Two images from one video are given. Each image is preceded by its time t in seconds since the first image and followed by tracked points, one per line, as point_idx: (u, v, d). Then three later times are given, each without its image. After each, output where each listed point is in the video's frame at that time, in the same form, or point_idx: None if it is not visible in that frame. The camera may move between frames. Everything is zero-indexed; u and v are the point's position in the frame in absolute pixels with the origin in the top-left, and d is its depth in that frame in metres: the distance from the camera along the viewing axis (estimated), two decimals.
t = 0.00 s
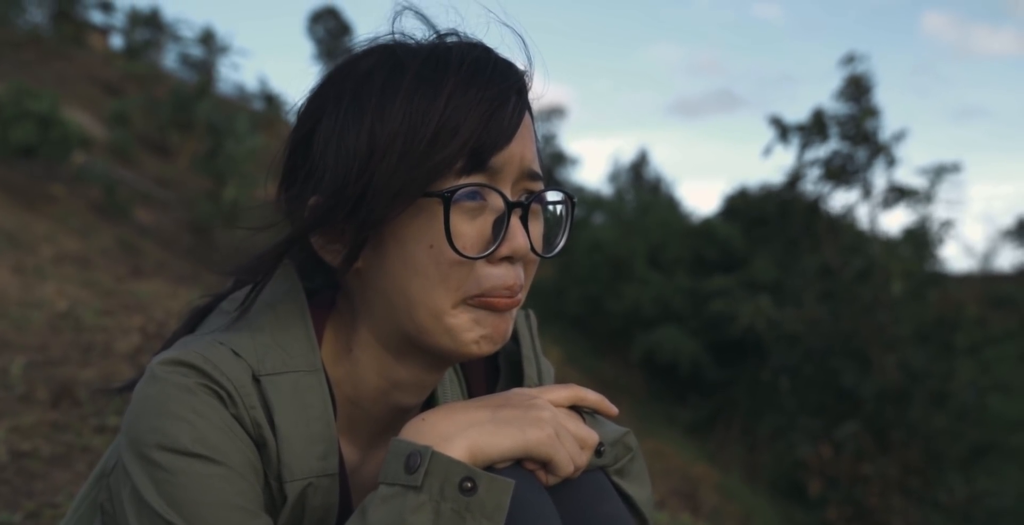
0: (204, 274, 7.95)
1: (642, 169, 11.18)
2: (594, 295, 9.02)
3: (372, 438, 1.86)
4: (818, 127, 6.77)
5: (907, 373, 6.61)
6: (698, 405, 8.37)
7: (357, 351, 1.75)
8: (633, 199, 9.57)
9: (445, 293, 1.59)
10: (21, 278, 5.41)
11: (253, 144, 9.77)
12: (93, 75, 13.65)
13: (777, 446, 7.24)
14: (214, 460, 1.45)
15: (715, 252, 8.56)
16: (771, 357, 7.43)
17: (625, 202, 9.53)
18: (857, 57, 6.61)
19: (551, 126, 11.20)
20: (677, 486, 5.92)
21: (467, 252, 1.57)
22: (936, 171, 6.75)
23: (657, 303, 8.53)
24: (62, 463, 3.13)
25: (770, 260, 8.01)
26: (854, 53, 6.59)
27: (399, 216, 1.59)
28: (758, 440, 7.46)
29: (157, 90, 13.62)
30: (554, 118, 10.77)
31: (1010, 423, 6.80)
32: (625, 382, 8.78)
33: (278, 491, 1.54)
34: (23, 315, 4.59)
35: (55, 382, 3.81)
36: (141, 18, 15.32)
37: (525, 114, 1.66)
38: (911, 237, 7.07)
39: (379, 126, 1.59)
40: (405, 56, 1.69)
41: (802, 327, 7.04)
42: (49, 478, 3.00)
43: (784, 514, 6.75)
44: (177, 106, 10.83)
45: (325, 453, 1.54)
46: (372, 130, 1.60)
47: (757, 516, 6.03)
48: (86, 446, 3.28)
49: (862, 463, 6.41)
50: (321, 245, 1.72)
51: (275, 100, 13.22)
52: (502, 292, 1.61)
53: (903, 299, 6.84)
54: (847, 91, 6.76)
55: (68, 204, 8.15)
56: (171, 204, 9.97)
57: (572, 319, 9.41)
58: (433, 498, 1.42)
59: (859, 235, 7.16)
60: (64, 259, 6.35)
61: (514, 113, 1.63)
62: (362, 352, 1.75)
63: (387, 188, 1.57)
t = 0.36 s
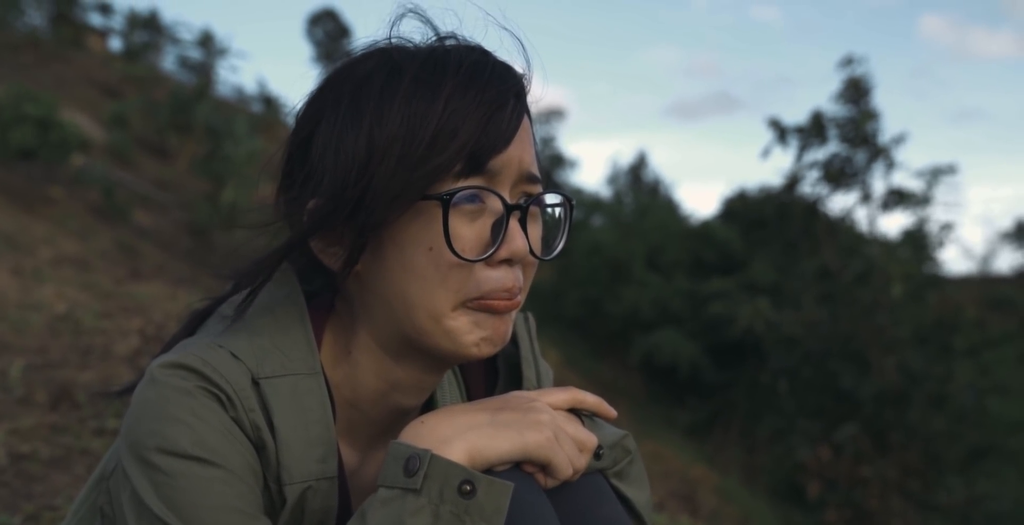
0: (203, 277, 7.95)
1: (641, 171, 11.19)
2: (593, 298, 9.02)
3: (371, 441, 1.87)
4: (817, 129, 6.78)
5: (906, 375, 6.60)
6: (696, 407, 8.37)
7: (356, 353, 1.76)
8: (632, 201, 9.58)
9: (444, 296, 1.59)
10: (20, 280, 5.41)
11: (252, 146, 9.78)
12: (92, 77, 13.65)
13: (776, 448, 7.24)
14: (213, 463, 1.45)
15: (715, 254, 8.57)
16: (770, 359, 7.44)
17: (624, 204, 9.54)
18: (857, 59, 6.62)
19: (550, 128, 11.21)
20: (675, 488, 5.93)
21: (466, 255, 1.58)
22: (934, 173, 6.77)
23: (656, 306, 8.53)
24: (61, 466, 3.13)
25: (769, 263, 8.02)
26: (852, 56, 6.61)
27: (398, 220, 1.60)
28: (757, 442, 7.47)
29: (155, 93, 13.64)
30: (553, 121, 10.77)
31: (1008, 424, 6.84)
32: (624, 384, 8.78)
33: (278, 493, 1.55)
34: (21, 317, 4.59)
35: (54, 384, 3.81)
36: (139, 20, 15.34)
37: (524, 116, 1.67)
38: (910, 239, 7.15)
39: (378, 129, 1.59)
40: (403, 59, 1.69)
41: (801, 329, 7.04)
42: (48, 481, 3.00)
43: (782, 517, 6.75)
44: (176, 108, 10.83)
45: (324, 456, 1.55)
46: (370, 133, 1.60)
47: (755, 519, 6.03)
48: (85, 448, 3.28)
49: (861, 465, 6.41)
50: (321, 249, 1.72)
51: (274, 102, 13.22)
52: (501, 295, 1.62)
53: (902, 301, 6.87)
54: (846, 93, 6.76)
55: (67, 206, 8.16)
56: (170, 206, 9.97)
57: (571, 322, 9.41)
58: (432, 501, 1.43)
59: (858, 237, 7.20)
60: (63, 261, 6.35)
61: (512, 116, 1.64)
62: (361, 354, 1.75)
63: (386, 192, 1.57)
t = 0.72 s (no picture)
0: (202, 279, 7.95)
1: (641, 172, 11.20)
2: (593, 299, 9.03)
3: (371, 443, 1.87)
4: (816, 130, 6.79)
5: (906, 376, 6.60)
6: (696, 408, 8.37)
7: (356, 356, 1.76)
8: (631, 202, 9.59)
9: (445, 297, 1.59)
10: (20, 283, 5.41)
11: (252, 148, 9.78)
12: (91, 79, 13.66)
13: (775, 449, 7.24)
14: (213, 465, 1.45)
15: (714, 255, 8.58)
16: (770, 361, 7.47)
17: (624, 205, 9.54)
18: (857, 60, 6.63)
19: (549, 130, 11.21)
20: (675, 489, 5.93)
21: (465, 257, 1.58)
22: (933, 174, 6.78)
23: (655, 307, 8.54)
24: (60, 469, 3.13)
25: (769, 264, 8.02)
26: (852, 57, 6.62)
27: (397, 222, 1.60)
28: (757, 443, 7.48)
29: (155, 95, 13.65)
30: (553, 122, 10.79)
31: (1008, 425, 6.84)
32: (624, 385, 8.79)
33: (278, 495, 1.55)
34: (21, 320, 4.60)
35: (53, 387, 3.81)
36: (138, 22, 15.35)
37: (524, 119, 1.67)
38: (909, 240, 7.11)
39: (378, 131, 1.60)
40: (403, 61, 1.69)
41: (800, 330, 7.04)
42: (48, 483, 3.00)
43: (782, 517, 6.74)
44: (175, 110, 10.82)
45: (324, 458, 1.55)
46: (370, 136, 1.60)
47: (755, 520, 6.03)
48: (85, 451, 3.29)
49: (861, 465, 6.42)
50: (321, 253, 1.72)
51: (273, 104, 13.22)
52: (500, 297, 1.62)
53: (902, 302, 6.87)
54: (846, 94, 6.77)
55: (66, 209, 8.16)
56: (169, 208, 9.97)
57: (571, 323, 9.42)
58: (432, 503, 1.43)
59: (857, 239, 7.19)
60: (63, 263, 6.36)
61: (512, 118, 1.64)
62: (361, 356, 1.75)
63: (385, 194, 1.57)
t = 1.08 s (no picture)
0: (198, 276, 7.94)
1: (637, 169, 11.21)
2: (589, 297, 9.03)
3: (366, 440, 1.87)
4: (813, 128, 6.79)
5: (901, 374, 6.60)
6: (692, 406, 8.39)
7: (351, 353, 1.76)
8: (628, 200, 9.60)
9: (440, 295, 1.60)
10: (15, 280, 5.40)
11: (248, 146, 9.78)
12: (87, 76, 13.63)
13: (771, 446, 7.25)
14: (208, 463, 1.46)
15: (711, 253, 8.59)
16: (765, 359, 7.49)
17: (620, 203, 9.56)
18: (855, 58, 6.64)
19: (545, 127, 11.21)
20: (671, 486, 5.94)
21: (460, 254, 1.58)
22: (929, 172, 6.79)
23: (651, 305, 8.56)
24: (57, 466, 3.13)
25: (765, 262, 8.03)
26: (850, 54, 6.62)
27: (392, 219, 1.60)
28: (753, 440, 7.49)
29: (150, 92, 13.63)
30: (549, 120, 10.79)
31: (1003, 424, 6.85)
32: (621, 383, 8.80)
33: (273, 492, 1.55)
34: (17, 317, 4.59)
35: (49, 384, 3.81)
36: (134, 19, 15.32)
37: (519, 116, 1.68)
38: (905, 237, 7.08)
39: (373, 128, 1.60)
40: (398, 59, 1.69)
41: (796, 328, 7.05)
42: (44, 481, 3.00)
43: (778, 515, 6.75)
44: (171, 107, 10.80)
45: (319, 455, 1.55)
46: (365, 133, 1.60)
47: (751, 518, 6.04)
48: (81, 448, 3.28)
49: (856, 463, 6.43)
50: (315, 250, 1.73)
51: (270, 101, 13.20)
52: (495, 294, 1.62)
53: (897, 300, 6.89)
54: (844, 92, 6.77)
55: (62, 206, 8.14)
56: (165, 205, 9.96)
57: (567, 321, 9.43)
58: (427, 499, 1.43)
59: (852, 236, 7.20)
60: (58, 260, 6.35)
61: (507, 116, 1.64)
62: (356, 354, 1.75)
63: (380, 191, 1.57)
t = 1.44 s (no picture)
0: (198, 275, 7.95)
1: (637, 169, 11.21)
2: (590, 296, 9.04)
3: (369, 439, 1.87)
4: (813, 127, 6.79)
5: (902, 374, 6.61)
6: (693, 405, 8.39)
7: (353, 353, 1.76)
8: (628, 200, 9.60)
9: (443, 294, 1.60)
10: (16, 280, 5.40)
11: (248, 145, 9.78)
12: (87, 75, 13.63)
13: (772, 445, 7.25)
14: (211, 462, 1.45)
15: (711, 252, 8.59)
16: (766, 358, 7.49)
17: (620, 202, 9.57)
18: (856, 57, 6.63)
19: (545, 127, 11.21)
20: (672, 485, 5.94)
21: (463, 253, 1.58)
22: (929, 171, 6.79)
23: (651, 305, 8.57)
24: (58, 465, 3.13)
25: (765, 261, 8.03)
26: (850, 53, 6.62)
27: (394, 218, 1.60)
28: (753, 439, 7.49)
29: (151, 91, 13.63)
30: (549, 119, 10.79)
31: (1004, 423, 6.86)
32: (621, 383, 8.80)
33: (275, 492, 1.55)
34: (18, 317, 4.59)
35: (50, 383, 3.81)
36: (135, 19, 15.32)
37: (521, 115, 1.67)
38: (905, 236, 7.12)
39: (375, 128, 1.60)
40: (400, 58, 1.69)
41: (796, 327, 7.06)
42: (45, 480, 3.00)
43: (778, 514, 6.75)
44: (172, 106, 10.79)
45: (321, 455, 1.55)
46: (368, 132, 1.60)
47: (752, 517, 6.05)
48: (82, 447, 3.28)
49: (857, 462, 6.43)
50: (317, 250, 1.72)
51: (270, 101, 13.20)
52: (497, 293, 1.62)
53: (897, 299, 6.91)
54: (844, 91, 6.77)
55: (63, 205, 8.15)
56: (165, 205, 9.96)
57: (568, 320, 9.43)
58: (430, 499, 1.43)
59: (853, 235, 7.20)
60: (59, 260, 6.35)
61: (510, 116, 1.64)
62: (358, 353, 1.75)
63: (382, 190, 1.57)
